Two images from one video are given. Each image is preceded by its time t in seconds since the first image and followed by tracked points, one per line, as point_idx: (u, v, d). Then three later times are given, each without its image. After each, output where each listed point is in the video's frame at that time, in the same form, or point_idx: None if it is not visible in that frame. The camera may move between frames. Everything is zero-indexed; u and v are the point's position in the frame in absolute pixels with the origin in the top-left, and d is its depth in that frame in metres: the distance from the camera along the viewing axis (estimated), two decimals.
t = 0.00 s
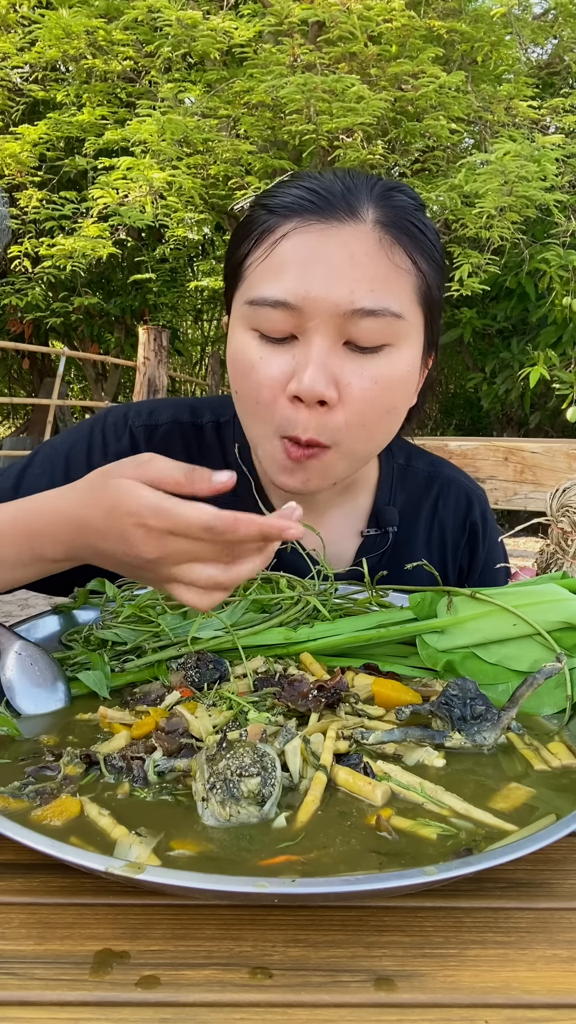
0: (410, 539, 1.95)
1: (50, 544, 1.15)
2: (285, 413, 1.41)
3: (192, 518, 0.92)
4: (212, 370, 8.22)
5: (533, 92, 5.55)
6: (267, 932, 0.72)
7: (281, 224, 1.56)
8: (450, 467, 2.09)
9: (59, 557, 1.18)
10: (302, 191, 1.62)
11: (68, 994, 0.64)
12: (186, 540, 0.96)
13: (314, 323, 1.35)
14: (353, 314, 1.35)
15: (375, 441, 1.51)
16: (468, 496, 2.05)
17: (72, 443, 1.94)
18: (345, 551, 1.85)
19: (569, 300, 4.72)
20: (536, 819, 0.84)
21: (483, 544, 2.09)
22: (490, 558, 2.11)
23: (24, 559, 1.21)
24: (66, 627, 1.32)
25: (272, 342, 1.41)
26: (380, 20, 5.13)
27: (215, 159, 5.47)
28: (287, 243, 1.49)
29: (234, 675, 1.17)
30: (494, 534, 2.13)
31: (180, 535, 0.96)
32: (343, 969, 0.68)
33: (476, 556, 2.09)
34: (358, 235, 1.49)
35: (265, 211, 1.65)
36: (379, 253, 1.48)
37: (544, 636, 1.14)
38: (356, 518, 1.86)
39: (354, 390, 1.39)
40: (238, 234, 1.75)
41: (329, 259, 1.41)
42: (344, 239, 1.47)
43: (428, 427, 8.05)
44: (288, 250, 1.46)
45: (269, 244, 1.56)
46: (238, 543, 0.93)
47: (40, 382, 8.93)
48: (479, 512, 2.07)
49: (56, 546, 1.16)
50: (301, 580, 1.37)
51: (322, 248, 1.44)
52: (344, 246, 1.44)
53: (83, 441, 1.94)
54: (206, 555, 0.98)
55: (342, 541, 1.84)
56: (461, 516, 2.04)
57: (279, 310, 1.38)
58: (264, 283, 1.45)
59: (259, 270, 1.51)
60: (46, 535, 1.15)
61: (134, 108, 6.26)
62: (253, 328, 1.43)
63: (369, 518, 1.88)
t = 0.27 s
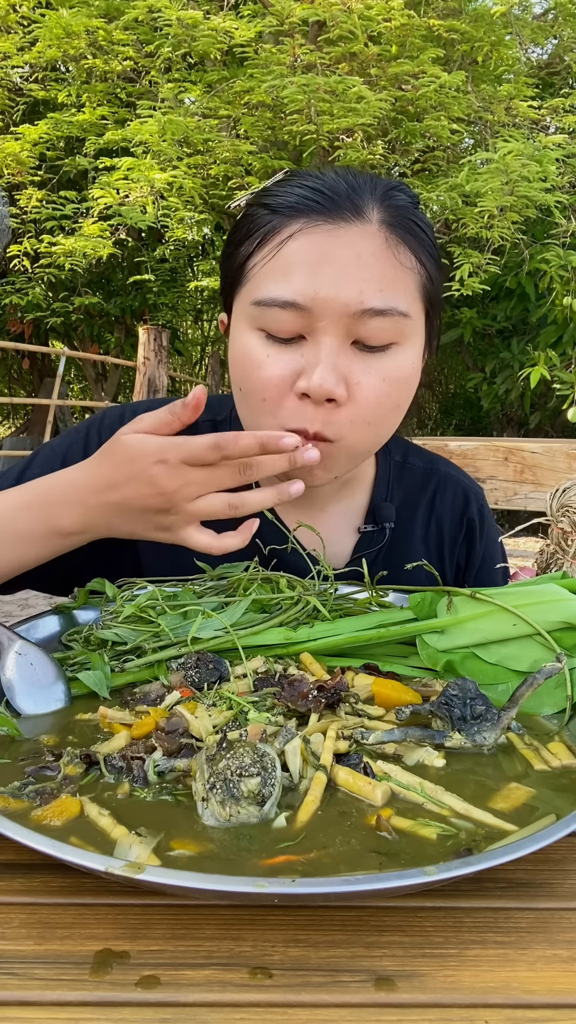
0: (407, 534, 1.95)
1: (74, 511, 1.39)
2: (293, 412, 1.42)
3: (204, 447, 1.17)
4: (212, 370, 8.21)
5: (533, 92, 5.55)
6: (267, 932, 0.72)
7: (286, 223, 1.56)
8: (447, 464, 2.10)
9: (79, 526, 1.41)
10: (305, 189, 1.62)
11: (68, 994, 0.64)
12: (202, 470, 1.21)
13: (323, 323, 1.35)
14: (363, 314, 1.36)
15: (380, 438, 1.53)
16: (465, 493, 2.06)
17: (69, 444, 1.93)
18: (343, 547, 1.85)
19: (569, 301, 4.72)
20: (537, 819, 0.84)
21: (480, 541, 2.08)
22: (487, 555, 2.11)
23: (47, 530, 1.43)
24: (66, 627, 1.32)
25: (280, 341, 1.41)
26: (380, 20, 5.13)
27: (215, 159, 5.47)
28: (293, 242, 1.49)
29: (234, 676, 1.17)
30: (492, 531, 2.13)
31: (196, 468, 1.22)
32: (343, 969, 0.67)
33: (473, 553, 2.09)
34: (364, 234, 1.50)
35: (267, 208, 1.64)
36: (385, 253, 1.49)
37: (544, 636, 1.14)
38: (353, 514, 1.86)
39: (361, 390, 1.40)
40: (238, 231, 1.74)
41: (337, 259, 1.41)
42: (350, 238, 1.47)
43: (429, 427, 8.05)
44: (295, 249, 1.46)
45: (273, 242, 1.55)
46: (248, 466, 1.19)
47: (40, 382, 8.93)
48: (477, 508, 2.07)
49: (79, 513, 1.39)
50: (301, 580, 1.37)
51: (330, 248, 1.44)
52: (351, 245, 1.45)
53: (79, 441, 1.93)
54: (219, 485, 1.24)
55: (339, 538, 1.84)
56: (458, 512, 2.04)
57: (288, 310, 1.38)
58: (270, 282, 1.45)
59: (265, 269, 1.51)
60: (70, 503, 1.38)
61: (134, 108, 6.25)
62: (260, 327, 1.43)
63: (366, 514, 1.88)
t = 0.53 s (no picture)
0: (403, 530, 1.95)
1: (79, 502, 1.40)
2: (289, 411, 1.42)
3: (208, 434, 1.19)
4: (212, 370, 8.22)
5: (533, 92, 5.55)
6: (267, 932, 0.72)
7: (281, 223, 1.56)
8: (444, 461, 2.10)
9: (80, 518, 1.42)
10: (301, 188, 1.62)
11: (68, 994, 0.64)
12: (206, 457, 1.23)
13: (318, 323, 1.36)
14: (357, 314, 1.36)
15: (376, 436, 1.54)
16: (462, 490, 2.06)
17: (69, 444, 1.93)
18: (341, 543, 1.85)
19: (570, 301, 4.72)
20: (537, 819, 0.84)
21: (477, 538, 2.08)
22: (484, 552, 2.10)
23: (48, 522, 1.45)
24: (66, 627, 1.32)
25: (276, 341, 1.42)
26: (380, 20, 5.13)
27: (216, 159, 5.46)
28: (289, 242, 1.49)
29: (234, 676, 1.17)
30: (489, 529, 2.13)
31: (201, 455, 1.23)
32: (343, 969, 0.68)
33: (470, 550, 2.08)
34: (358, 234, 1.50)
35: (262, 208, 1.64)
36: (380, 253, 1.49)
37: (543, 636, 1.14)
38: (351, 511, 1.86)
39: (357, 389, 1.41)
40: (234, 230, 1.74)
41: (331, 259, 1.41)
42: (344, 239, 1.47)
43: (429, 427, 8.05)
44: (290, 250, 1.46)
45: (269, 242, 1.56)
46: (249, 455, 1.20)
47: (40, 382, 8.93)
48: (473, 505, 2.07)
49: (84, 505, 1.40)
50: (301, 580, 1.37)
51: (324, 248, 1.44)
52: (345, 246, 1.45)
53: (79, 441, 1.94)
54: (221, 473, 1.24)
55: (337, 533, 1.84)
56: (454, 509, 2.04)
57: (283, 310, 1.38)
58: (266, 282, 1.45)
59: (260, 269, 1.51)
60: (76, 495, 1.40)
61: (134, 108, 6.25)
62: (255, 326, 1.44)
63: (363, 510, 1.88)
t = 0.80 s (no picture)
0: (401, 527, 1.95)
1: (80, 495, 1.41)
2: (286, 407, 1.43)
3: (206, 423, 1.20)
4: (212, 370, 8.22)
5: (533, 92, 5.55)
6: (267, 933, 0.72)
7: (278, 221, 1.56)
8: (443, 459, 2.10)
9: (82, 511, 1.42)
10: (297, 187, 1.62)
11: (68, 994, 0.64)
12: (204, 445, 1.23)
13: (315, 321, 1.36)
14: (354, 311, 1.37)
15: (373, 431, 1.54)
16: (460, 488, 2.06)
17: (70, 444, 1.93)
18: (339, 539, 1.85)
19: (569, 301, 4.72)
20: (537, 819, 0.84)
21: (475, 535, 2.07)
22: (482, 551, 2.10)
23: (47, 515, 1.45)
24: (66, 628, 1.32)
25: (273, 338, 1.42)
26: (380, 20, 5.13)
27: (216, 159, 5.46)
28: (286, 240, 1.49)
29: (234, 676, 1.17)
30: (488, 527, 2.12)
31: (198, 444, 1.24)
32: (343, 969, 0.68)
33: (468, 547, 2.08)
34: (355, 233, 1.50)
35: (258, 206, 1.64)
36: (376, 251, 1.49)
37: (544, 636, 1.14)
38: (349, 507, 1.87)
39: (353, 385, 1.41)
40: (231, 229, 1.74)
41: (328, 257, 1.42)
42: (341, 237, 1.47)
43: (429, 427, 8.05)
44: (287, 247, 1.47)
45: (266, 240, 1.56)
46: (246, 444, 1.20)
47: (40, 382, 8.93)
48: (471, 503, 2.07)
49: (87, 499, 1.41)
50: (301, 581, 1.37)
51: (321, 246, 1.44)
52: (342, 244, 1.45)
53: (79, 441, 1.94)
54: (219, 462, 1.24)
55: (335, 530, 1.85)
56: (452, 506, 2.04)
57: (280, 307, 1.38)
58: (263, 280, 1.45)
59: (258, 267, 1.51)
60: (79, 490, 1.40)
61: (134, 108, 6.25)
62: (253, 324, 1.44)
63: (361, 507, 1.89)
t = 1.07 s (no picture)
0: (398, 524, 1.95)
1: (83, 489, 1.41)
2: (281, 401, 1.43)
3: (208, 413, 1.20)
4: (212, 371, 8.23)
5: (533, 92, 5.54)
6: (267, 932, 0.72)
7: (273, 217, 1.56)
8: (440, 457, 2.10)
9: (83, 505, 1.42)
10: (293, 182, 1.62)
11: (69, 994, 0.64)
12: (204, 436, 1.24)
13: (309, 314, 1.36)
14: (348, 305, 1.37)
15: (369, 427, 1.54)
16: (457, 484, 2.06)
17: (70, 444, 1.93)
18: (337, 536, 1.86)
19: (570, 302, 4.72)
20: (536, 819, 0.84)
21: (473, 532, 2.07)
22: (480, 547, 2.10)
23: (50, 508, 1.45)
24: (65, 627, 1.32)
25: (268, 333, 1.42)
26: (381, 20, 5.13)
27: (216, 159, 5.45)
28: (281, 235, 1.49)
29: (234, 675, 1.17)
30: (486, 525, 2.12)
31: (199, 434, 1.25)
32: (343, 969, 0.67)
33: (466, 544, 2.08)
34: (349, 229, 1.50)
35: (254, 202, 1.65)
36: (370, 247, 1.50)
37: (544, 636, 1.14)
38: (347, 505, 1.88)
39: (349, 378, 1.41)
40: (228, 226, 1.74)
41: (322, 251, 1.42)
42: (335, 233, 1.48)
43: (429, 427, 8.05)
44: (282, 242, 1.47)
45: (261, 235, 1.56)
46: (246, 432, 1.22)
47: (40, 382, 8.93)
48: (469, 500, 2.07)
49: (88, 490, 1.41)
50: (301, 580, 1.37)
51: (317, 241, 1.45)
52: (336, 239, 1.46)
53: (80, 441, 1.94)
54: (218, 452, 1.25)
55: (333, 526, 1.85)
56: (450, 503, 2.04)
57: (275, 301, 1.39)
58: (258, 275, 1.46)
59: (253, 262, 1.51)
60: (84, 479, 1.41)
61: (134, 108, 6.25)
62: (248, 318, 1.44)
63: (359, 504, 1.89)
